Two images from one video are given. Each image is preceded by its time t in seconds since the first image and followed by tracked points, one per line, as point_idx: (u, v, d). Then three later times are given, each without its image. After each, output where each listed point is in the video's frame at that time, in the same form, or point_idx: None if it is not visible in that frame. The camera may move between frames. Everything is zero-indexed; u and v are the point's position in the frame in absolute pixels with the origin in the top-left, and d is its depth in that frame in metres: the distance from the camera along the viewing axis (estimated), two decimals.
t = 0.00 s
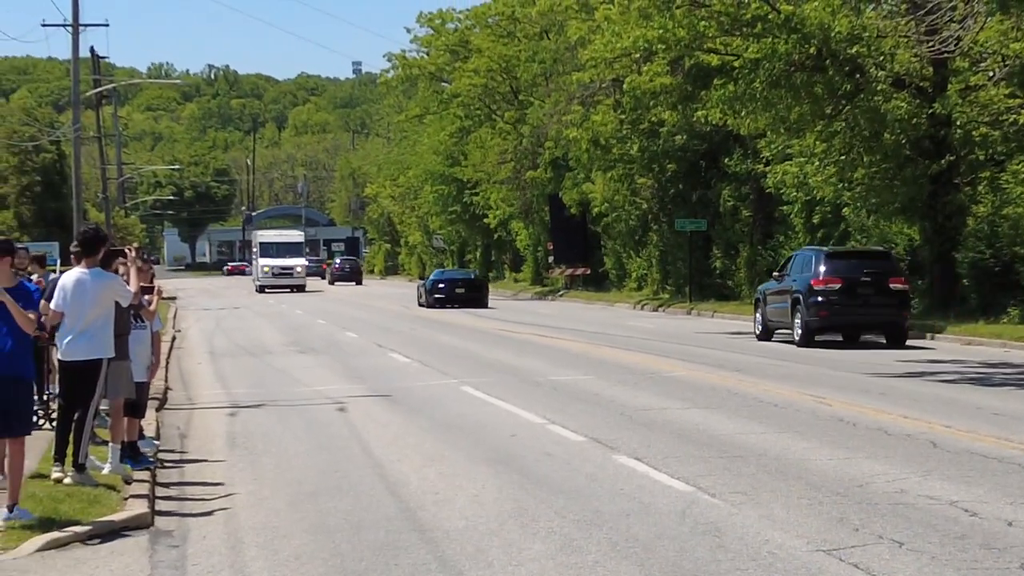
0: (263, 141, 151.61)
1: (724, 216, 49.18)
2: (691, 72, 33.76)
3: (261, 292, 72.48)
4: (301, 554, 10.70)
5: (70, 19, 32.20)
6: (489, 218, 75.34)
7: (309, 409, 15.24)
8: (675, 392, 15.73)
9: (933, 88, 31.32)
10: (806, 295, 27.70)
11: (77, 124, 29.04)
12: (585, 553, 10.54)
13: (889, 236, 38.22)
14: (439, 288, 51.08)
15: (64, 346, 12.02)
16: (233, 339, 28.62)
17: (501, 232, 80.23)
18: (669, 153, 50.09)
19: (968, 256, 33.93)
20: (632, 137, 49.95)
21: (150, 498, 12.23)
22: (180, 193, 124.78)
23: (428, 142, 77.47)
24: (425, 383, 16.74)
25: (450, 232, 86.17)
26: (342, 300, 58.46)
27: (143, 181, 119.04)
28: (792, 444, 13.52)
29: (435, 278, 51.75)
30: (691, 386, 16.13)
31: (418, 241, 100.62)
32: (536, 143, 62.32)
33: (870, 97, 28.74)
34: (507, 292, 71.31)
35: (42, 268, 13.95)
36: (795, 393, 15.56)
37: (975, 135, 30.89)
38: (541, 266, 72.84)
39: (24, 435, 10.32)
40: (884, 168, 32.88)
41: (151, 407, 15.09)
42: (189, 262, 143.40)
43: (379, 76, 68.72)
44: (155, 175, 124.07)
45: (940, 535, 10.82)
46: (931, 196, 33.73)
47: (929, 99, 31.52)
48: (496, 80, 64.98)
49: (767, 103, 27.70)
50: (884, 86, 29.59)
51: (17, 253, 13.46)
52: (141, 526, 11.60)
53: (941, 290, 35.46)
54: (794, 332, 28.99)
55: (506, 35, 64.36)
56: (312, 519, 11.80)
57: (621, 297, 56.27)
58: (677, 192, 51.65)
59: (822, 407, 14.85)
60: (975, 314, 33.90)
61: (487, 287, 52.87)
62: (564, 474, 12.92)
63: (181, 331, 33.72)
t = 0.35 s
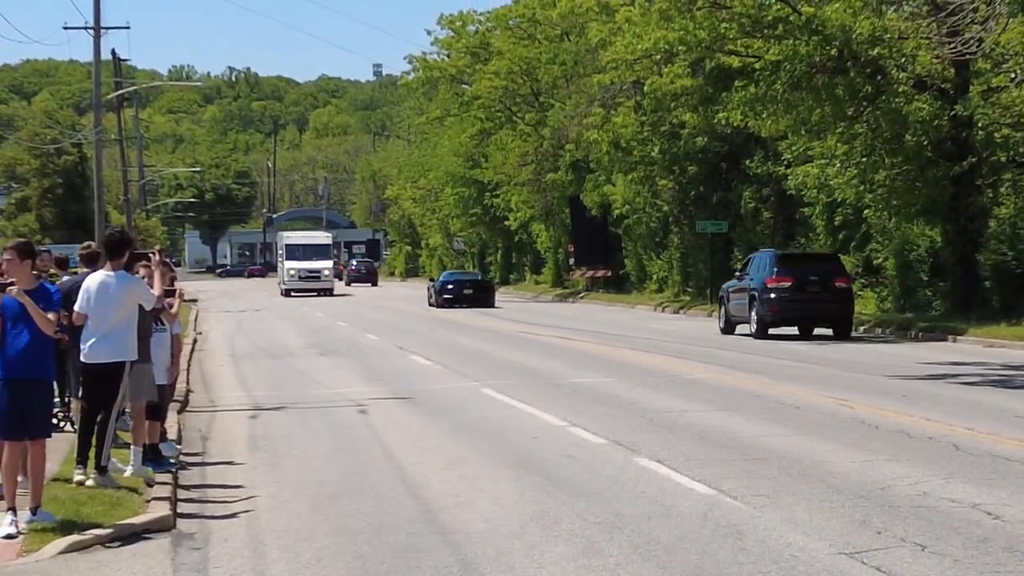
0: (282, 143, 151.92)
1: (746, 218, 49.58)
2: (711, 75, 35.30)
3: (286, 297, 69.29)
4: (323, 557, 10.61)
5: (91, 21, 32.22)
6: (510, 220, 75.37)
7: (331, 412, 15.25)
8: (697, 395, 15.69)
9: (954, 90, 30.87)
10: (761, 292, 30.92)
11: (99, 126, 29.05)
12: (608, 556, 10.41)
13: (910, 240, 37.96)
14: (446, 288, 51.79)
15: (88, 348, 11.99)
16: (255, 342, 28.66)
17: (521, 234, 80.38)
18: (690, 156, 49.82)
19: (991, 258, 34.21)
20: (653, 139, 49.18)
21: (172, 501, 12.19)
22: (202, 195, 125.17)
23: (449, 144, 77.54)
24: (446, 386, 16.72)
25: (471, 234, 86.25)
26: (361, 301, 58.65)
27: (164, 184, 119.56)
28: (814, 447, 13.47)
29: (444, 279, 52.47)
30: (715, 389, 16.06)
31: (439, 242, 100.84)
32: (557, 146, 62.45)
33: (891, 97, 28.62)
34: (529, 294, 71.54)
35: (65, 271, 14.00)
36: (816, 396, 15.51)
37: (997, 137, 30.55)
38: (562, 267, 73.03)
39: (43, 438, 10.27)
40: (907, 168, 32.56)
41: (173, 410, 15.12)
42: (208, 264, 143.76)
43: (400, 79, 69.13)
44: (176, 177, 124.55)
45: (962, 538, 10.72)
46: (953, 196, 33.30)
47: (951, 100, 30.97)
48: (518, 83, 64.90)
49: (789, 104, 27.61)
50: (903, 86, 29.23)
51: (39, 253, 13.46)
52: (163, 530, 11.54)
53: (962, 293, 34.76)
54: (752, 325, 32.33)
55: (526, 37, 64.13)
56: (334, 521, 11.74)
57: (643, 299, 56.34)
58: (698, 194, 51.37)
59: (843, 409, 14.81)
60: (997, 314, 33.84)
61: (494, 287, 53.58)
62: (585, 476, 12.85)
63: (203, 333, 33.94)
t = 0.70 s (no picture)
0: (305, 146, 152.33)
1: (771, 220, 49.57)
2: (736, 76, 34.28)
3: (315, 300, 66.52)
4: (348, 557, 10.12)
5: (116, 23, 32.30)
6: (533, 222, 75.38)
7: (355, 413, 15.29)
8: (720, 396, 15.72)
9: (978, 91, 30.37)
10: (730, 290, 34.16)
11: (123, 128, 29.11)
12: (633, 556, 9.98)
13: (934, 240, 38.10)
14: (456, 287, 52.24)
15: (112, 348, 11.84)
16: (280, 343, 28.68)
17: (544, 236, 80.45)
18: (714, 156, 49.76)
19: (1016, 257, 34.99)
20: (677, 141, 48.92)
21: (197, 501, 11.81)
22: (226, 197, 125.49)
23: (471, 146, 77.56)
24: (470, 386, 16.77)
25: (494, 236, 86.25)
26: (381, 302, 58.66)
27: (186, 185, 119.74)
28: (838, 449, 13.32)
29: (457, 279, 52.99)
30: (738, 390, 16.11)
31: (460, 242, 101.11)
32: (579, 148, 62.49)
33: (916, 100, 29.46)
34: (552, 295, 71.66)
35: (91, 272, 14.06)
36: (841, 398, 15.51)
37: None
38: (585, 268, 73.12)
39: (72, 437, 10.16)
40: (929, 171, 31.80)
41: (198, 410, 15.18)
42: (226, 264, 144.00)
43: (423, 80, 69.31)
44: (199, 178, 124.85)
45: (989, 539, 10.37)
46: (976, 198, 32.85)
47: (976, 102, 30.59)
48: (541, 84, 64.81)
49: (812, 105, 29.57)
50: (929, 88, 29.84)
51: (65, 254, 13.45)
52: (189, 530, 11.07)
53: (986, 294, 34.37)
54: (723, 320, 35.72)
55: (549, 39, 64.18)
56: (360, 522, 11.29)
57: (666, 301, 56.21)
58: (721, 197, 51.60)
59: (868, 411, 14.78)
60: None
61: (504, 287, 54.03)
62: (609, 478, 12.50)
63: (228, 335, 34.03)
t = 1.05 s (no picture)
0: (325, 146, 152.68)
1: (793, 220, 49.13)
2: (757, 76, 33.75)
3: (344, 301, 63.89)
4: (370, 556, 9.83)
5: (140, 24, 32.38)
6: (556, 223, 75.39)
7: (378, 413, 15.29)
8: (743, 396, 15.65)
9: (1003, 90, 30.26)
10: (709, 288, 37.48)
11: (146, 129, 29.15)
12: (655, 555, 9.79)
13: (957, 241, 38.04)
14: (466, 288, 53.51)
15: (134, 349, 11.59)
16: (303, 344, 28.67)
17: (567, 236, 80.38)
18: (737, 156, 49.58)
19: None
20: (699, 141, 48.52)
21: (220, 500, 11.40)
22: (248, 197, 125.85)
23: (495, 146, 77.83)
24: (492, 387, 16.72)
25: (517, 236, 86.10)
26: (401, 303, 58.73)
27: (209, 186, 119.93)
28: (860, 448, 13.22)
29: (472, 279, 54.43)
30: (762, 389, 16.09)
31: (483, 241, 101.47)
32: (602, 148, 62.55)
33: (939, 100, 29.17)
34: (574, 295, 71.66)
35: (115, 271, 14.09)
36: (864, 397, 15.51)
37: None
38: (608, 269, 73.09)
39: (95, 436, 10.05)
40: (952, 171, 31.54)
41: (221, 410, 15.20)
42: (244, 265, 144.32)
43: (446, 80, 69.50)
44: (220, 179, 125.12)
45: (1014, 538, 10.18)
46: (1001, 199, 32.72)
47: (1000, 101, 30.43)
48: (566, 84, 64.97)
49: (834, 107, 29.59)
50: (952, 88, 29.72)
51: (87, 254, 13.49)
52: (212, 528, 10.63)
53: (1010, 293, 34.51)
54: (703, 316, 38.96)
55: (571, 39, 64.69)
56: (380, 521, 10.91)
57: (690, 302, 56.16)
58: (745, 196, 51.44)
59: (891, 410, 14.77)
60: None
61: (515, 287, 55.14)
62: (633, 476, 12.30)
63: (252, 335, 34.09)
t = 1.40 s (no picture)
0: (336, 146, 152.86)
1: (804, 218, 48.71)
2: (769, 75, 33.58)
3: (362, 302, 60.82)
4: (381, 554, 9.77)
5: (152, 23, 32.41)
6: (567, 222, 75.31)
7: (389, 412, 15.30)
8: (754, 395, 15.62)
9: (1014, 88, 30.24)
10: (682, 284, 40.84)
11: (158, 128, 29.17)
12: (666, 553, 9.72)
13: (969, 238, 38.00)
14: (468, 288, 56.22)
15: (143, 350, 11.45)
16: (314, 342, 28.64)
17: (579, 235, 80.25)
18: (748, 155, 49.29)
19: None
20: (710, 138, 48.70)
21: (232, 498, 11.37)
22: (259, 197, 126.07)
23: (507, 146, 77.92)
24: (502, 386, 16.69)
25: (528, 236, 86.00)
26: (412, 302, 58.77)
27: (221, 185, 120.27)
28: (871, 446, 13.18)
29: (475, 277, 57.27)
30: (773, 388, 16.04)
31: (495, 241, 101.53)
32: (614, 146, 62.54)
33: (951, 98, 29.02)
34: (586, 294, 71.63)
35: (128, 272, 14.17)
36: (876, 395, 15.50)
37: None
38: (619, 268, 73.01)
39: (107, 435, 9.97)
40: (965, 166, 31.07)
41: (232, 408, 15.21)
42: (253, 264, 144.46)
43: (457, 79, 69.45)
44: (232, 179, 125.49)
45: None
46: (1014, 196, 32.63)
47: (1013, 99, 30.41)
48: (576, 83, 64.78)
49: (847, 104, 29.75)
50: (963, 86, 29.48)
51: (100, 254, 13.53)
52: (223, 527, 10.57)
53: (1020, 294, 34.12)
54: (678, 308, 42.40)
55: (583, 37, 64.83)
56: (391, 520, 10.84)
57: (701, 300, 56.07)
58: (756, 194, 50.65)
59: (902, 408, 14.75)
60: None
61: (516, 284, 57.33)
62: (644, 474, 12.27)
63: (263, 334, 34.15)
